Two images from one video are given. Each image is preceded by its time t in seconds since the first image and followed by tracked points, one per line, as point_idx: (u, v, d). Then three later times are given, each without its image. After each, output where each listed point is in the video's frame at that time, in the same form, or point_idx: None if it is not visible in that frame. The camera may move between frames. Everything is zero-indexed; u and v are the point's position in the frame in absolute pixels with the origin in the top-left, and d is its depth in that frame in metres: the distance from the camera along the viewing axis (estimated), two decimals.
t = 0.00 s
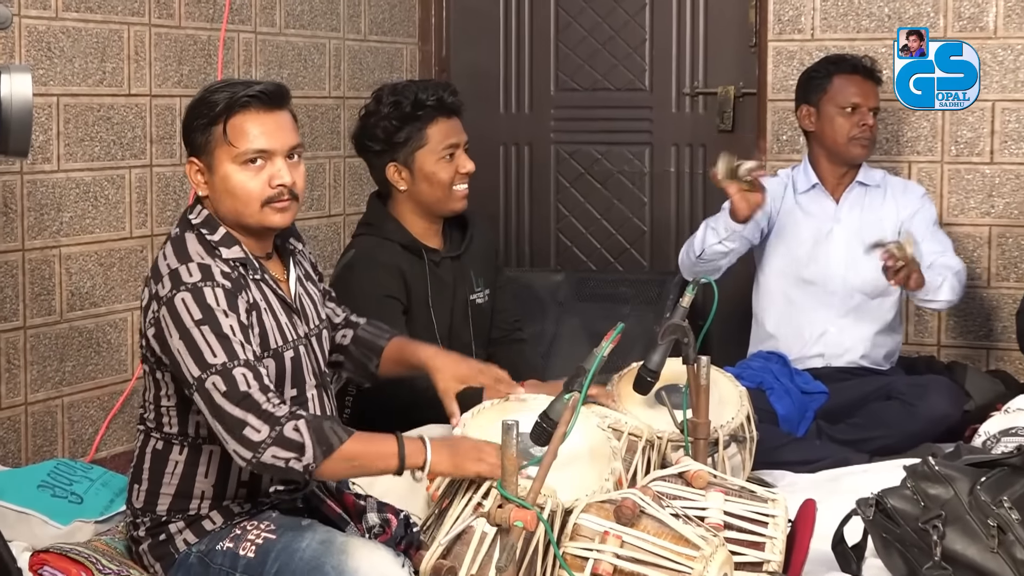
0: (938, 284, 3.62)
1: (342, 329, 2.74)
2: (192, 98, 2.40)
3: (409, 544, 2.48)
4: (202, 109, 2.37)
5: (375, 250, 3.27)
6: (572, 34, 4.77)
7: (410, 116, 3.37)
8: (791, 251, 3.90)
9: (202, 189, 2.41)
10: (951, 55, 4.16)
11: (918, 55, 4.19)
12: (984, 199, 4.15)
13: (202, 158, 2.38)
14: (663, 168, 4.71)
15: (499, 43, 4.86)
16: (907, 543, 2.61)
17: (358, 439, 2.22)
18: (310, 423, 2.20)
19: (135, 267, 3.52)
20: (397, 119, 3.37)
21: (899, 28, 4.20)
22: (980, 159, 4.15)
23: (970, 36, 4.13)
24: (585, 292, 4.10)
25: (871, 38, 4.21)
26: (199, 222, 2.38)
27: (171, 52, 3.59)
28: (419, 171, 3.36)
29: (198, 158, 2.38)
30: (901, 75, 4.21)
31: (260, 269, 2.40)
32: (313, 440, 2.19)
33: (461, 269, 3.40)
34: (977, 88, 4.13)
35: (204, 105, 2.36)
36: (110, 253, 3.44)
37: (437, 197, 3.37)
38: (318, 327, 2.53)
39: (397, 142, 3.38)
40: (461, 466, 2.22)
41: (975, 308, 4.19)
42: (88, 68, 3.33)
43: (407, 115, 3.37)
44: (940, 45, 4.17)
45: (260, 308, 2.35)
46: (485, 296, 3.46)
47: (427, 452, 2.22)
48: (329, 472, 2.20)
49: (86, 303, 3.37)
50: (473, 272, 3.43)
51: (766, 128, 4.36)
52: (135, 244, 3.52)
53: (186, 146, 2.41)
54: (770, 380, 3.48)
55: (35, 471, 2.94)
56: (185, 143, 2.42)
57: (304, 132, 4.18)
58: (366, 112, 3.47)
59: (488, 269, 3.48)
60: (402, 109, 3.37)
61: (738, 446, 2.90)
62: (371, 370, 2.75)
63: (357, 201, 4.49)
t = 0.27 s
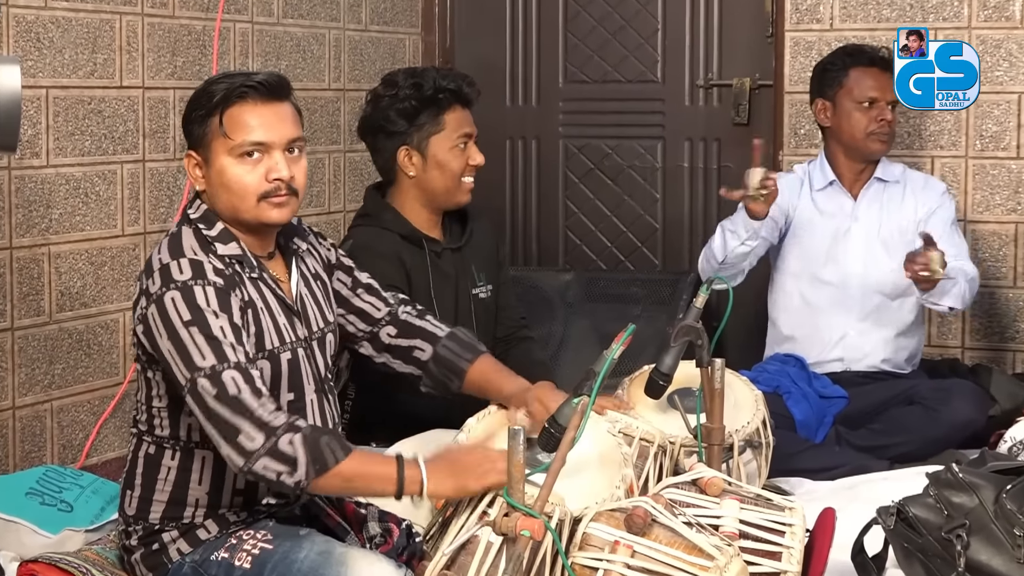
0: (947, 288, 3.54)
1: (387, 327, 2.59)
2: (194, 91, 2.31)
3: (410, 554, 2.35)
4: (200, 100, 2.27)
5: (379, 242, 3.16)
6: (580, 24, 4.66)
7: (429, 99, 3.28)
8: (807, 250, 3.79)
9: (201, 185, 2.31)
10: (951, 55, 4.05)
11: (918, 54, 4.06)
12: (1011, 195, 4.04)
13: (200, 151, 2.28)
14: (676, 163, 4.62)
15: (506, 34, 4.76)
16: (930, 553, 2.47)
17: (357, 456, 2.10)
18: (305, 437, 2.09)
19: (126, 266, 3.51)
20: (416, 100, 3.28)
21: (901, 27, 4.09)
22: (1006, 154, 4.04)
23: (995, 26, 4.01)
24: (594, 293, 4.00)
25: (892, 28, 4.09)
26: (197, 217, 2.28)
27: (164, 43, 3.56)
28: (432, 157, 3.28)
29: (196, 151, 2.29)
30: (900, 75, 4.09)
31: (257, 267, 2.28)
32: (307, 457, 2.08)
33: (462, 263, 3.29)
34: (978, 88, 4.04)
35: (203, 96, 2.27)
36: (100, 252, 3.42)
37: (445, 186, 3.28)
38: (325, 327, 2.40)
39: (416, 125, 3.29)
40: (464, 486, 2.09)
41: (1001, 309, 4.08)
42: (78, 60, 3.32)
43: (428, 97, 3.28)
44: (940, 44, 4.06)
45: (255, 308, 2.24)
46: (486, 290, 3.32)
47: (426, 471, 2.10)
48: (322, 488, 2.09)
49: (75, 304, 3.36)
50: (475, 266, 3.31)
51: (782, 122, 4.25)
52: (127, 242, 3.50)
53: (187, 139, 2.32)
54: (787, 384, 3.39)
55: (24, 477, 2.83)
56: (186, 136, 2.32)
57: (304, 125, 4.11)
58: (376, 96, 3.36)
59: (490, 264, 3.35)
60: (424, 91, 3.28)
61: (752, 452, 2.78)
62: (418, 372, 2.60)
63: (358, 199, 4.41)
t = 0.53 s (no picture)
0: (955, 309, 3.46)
1: (389, 327, 2.52)
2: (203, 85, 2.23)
3: (413, 560, 2.20)
4: (210, 93, 2.20)
5: (379, 231, 3.09)
6: (586, 18, 4.60)
7: (446, 97, 3.18)
8: (817, 251, 3.73)
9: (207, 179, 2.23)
10: (951, 55, 3.99)
11: (918, 55, 3.99)
12: None
13: (209, 146, 2.21)
14: (684, 160, 4.55)
15: (510, 29, 4.70)
16: (942, 560, 2.33)
17: (358, 443, 2.05)
18: (302, 430, 2.02)
19: (121, 266, 3.45)
20: (432, 95, 3.18)
21: (900, 28, 4.04)
22: (1022, 151, 3.97)
23: (1010, 21, 3.94)
24: (600, 292, 3.93)
25: (905, 21, 4.03)
26: (205, 212, 2.20)
27: (160, 38, 3.50)
28: (435, 156, 3.18)
29: (205, 146, 2.21)
30: (901, 76, 3.99)
31: (268, 266, 2.19)
32: (305, 451, 2.01)
33: (466, 259, 3.23)
34: (978, 88, 3.99)
35: (213, 90, 2.20)
36: (96, 251, 3.36)
37: (442, 187, 3.18)
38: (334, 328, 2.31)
39: (426, 118, 3.20)
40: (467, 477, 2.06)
41: (1015, 310, 4.01)
42: (72, 55, 3.26)
43: (444, 95, 3.18)
44: (940, 45, 3.99)
45: (264, 306, 2.15)
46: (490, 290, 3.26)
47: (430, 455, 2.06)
48: (321, 481, 2.03)
49: (70, 304, 3.30)
50: (478, 263, 3.25)
51: (792, 118, 4.19)
52: (122, 241, 3.45)
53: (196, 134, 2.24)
54: (798, 386, 3.39)
55: (16, 482, 2.76)
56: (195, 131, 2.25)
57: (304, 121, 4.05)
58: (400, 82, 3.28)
59: (491, 263, 3.30)
60: (442, 89, 3.18)
61: (762, 455, 2.72)
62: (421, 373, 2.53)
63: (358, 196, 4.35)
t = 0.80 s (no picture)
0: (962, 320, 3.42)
1: (394, 327, 2.52)
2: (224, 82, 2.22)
3: (415, 559, 2.20)
4: (232, 92, 2.19)
5: (395, 229, 3.09)
6: (588, 16, 4.60)
7: (476, 107, 3.13)
8: (817, 251, 3.73)
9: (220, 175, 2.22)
10: (950, 55, 3.99)
11: (918, 54, 3.98)
12: None
13: (227, 144, 2.20)
14: (686, 159, 4.55)
15: (512, 27, 4.70)
16: (945, 558, 2.33)
17: (361, 448, 2.06)
18: (307, 433, 2.03)
19: (123, 265, 3.45)
20: (461, 102, 3.14)
21: (900, 27, 4.03)
22: None
23: (1013, 19, 3.94)
24: (602, 291, 3.92)
25: (908, 19, 4.03)
26: (213, 210, 2.19)
27: (162, 36, 3.50)
28: (454, 164, 3.15)
29: (223, 144, 2.20)
30: (901, 76, 3.98)
31: (274, 266, 2.18)
32: (311, 454, 2.02)
33: (479, 261, 3.22)
34: (977, 87, 3.99)
35: (236, 89, 2.19)
36: (98, 250, 3.36)
37: (456, 195, 3.16)
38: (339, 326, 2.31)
39: (453, 123, 3.15)
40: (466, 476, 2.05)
41: (1018, 309, 4.01)
42: (74, 54, 3.26)
43: (472, 106, 3.14)
44: (940, 45, 3.99)
45: (271, 307, 2.15)
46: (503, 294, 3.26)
47: (431, 459, 2.06)
48: (326, 485, 2.04)
49: (72, 303, 3.30)
50: (491, 267, 3.25)
51: (795, 116, 4.19)
52: (124, 240, 3.44)
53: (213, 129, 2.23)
54: (801, 385, 3.40)
55: (19, 481, 2.77)
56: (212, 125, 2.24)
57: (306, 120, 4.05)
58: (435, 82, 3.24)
59: (507, 266, 3.29)
60: (474, 99, 3.14)
61: (764, 454, 2.72)
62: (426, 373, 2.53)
63: (361, 195, 4.35)
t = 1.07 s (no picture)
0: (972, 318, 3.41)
1: (403, 319, 2.47)
2: (300, 128, 2.01)
3: (415, 559, 2.20)
4: (314, 154, 2.00)
5: (405, 229, 2.97)
6: (588, 15, 4.60)
7: (498, 117, 2.96)
8: (818, 253, 3.73)
9: (268, 211, 2.07)
10: (951, 55, 3.99)
11: (918, 54, 3.99)
12: None
13: (289, 192, 2.03)
14: (686, 159, 4.55)
15: (512, 26, 4.70)
16: (946, 558, 2.33)
17: (367, 458, 2.05)
18: (316, 433, 2.00)
19: (123, 265, 3.45)
20: (481, 109, 2.97)
21: (901, 28, 4.03)
22: None
23: (1013, 18, 3.94)
24: (603, 291, 3.93)
25: (908, 19, 4.03)
26: (225, 211, 2.10)
27: (162, 36, 3.50)
28: (471, 171, 2.98)
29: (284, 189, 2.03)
30: (900, 75, 4.00)
31: (282, 271, 2.11)
32: (318, 454, 2.00)
33: (487, 264, 3.11)
34: (977, 87, 3.99)
35: (320, 150, 2.01)
36: (98, 250, 3.36)
37: (470, 202, 3.01)
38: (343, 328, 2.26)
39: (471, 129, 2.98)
40: (466, 492, 2.07)
41: (1018, 308, 4.01)
42: (74, 54, 3.26)
43: (490, 113, 2.96)
44: (939, 45, 3.99)
45: (278, 308, 2.09)
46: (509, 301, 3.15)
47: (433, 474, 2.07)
48: (329, 490, 2.02)
49: (72, 303, 3.30)
50: (500, 271, 3.13)
51: (795, 116, 4.19)
52: (124, 240, 3.44)
53: (270, 160, 2.03)
54: (801, 385, 3.41)
55: (20, 481, 2.77)
56: (267, 154, 2.03)
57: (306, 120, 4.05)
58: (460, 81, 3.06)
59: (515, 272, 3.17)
60: (496, 107, 2.96)
61: (765, 453, 2.72)
62: (431, 363, 2.50)
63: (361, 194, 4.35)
